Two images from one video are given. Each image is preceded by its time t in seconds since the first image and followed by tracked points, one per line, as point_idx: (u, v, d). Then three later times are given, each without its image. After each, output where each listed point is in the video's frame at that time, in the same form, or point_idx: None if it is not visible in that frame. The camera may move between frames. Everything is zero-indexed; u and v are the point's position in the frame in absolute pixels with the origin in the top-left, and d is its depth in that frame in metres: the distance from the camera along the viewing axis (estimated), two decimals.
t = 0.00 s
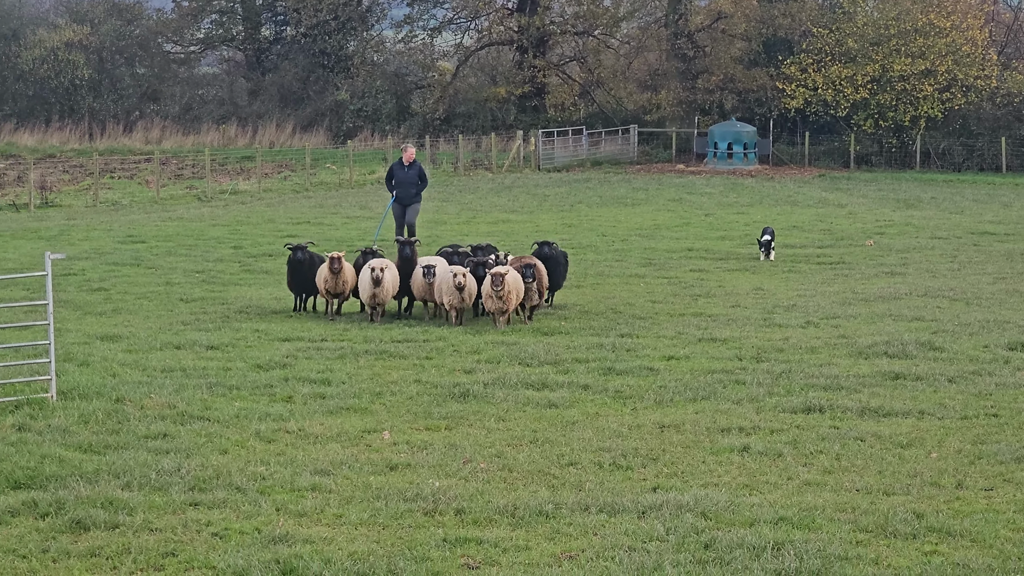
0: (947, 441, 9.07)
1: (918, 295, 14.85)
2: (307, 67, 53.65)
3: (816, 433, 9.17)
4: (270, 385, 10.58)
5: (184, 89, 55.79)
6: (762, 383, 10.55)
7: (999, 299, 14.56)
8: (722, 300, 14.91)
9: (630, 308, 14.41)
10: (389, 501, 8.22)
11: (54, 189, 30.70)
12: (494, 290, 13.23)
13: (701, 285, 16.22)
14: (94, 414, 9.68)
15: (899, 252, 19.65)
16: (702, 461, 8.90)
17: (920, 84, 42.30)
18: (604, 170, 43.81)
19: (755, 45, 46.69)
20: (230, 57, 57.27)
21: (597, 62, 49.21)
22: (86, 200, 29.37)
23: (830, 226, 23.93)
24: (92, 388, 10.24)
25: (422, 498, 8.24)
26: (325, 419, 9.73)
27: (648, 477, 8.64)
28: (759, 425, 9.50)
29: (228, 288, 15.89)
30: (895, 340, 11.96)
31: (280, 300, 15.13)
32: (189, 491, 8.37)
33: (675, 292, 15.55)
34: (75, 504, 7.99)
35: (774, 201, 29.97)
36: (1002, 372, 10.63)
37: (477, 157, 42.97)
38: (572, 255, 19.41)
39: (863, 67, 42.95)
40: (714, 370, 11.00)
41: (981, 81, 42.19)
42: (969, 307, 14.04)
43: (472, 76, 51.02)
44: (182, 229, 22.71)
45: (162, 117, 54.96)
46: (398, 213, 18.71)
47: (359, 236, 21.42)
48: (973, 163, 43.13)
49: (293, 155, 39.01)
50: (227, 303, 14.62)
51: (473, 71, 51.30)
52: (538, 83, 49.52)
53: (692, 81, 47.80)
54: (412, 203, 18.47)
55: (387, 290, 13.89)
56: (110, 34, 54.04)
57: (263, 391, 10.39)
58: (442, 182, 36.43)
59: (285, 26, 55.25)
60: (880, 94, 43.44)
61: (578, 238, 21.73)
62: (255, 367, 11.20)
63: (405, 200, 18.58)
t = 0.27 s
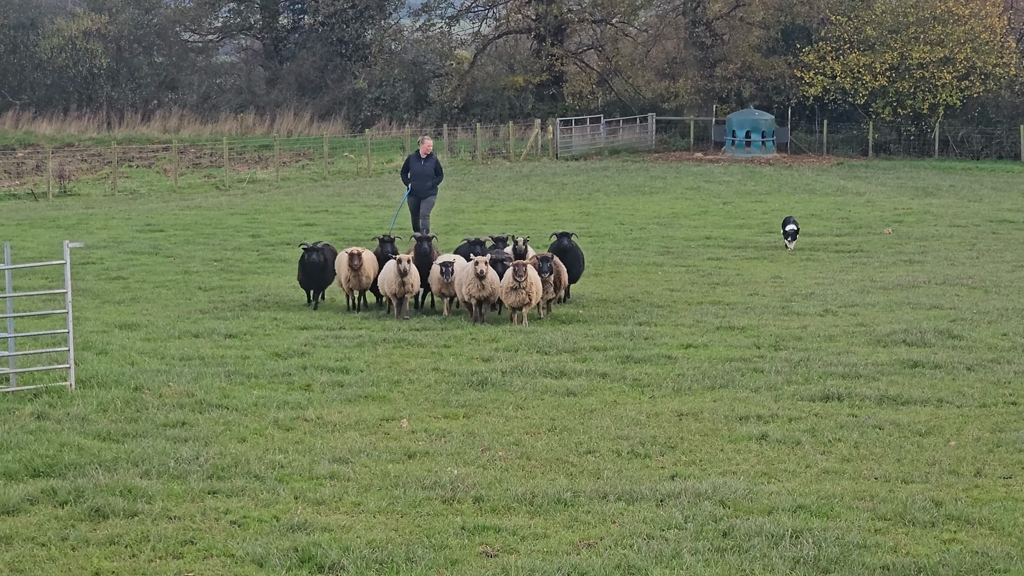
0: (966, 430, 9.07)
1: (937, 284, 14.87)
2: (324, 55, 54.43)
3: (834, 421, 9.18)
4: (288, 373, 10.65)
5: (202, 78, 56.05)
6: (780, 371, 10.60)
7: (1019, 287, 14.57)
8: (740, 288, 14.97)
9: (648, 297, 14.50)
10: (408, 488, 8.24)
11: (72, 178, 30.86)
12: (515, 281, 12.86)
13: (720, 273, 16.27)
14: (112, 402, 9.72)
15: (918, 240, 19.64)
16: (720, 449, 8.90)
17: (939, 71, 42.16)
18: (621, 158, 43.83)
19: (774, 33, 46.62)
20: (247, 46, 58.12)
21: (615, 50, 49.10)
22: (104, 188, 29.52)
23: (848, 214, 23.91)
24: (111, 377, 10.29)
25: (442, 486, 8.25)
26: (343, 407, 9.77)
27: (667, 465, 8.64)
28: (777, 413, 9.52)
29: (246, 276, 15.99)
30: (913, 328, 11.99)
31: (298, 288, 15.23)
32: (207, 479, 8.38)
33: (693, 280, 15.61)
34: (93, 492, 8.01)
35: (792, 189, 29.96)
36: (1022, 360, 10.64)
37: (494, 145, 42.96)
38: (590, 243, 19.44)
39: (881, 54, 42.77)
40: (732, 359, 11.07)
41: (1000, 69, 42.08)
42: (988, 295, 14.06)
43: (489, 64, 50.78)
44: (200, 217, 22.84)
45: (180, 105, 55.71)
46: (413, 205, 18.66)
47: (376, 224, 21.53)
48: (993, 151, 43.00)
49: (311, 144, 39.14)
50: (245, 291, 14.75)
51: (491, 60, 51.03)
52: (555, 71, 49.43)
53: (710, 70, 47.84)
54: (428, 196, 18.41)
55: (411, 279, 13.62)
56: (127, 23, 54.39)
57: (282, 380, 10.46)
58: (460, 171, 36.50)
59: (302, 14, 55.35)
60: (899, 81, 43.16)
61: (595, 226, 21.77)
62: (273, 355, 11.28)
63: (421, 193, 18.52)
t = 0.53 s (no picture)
0: (981, 417, 9.07)
1: (952, 271, 14.88)
2: (338, 44, 54.40)
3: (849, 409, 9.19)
4: (304, 361, 10.72)
5: (216, 66, 56.74)
6: (794, 359, 10.63)
7: None
8: (755, 276, 15.00)
9: (663, 285, 14.54)
10: (423, 476, 8.26)
11: (87, 167, 31.04)
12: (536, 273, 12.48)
13: (735, 261, 16.29)
14: (128, 390, 9.75)
15: (933, 228, 19.61)
16: (735, 437, 8.91)
17: (954, 59, 41.68)
18: (635, 146, 43.85)
19: (789, 20, 46.43)
20: (262, 35, 58.33)
21: (629, 38, 49.00)
22: (120, 176, 29.68)
23: (863, 202, 23.89)
24: (126, 365, 10.33)
25: (457, 473, 8.27)
26: (358, 395, 9.80)
27: (682, 453, 8.64)
28: (792, 400, 9.54)
29: (261, 264, 16.07)
30: (928, 316, 12.01)
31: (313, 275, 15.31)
32: (222, 467, 8.40)
33: (708, 268, 15.64)
34: (109, 480, 8.03)
35: (807, 176, 29.93)
36: None
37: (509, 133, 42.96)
38: (605, 231, 19.46)
39: (896, 42, 42.55)
40: (747, 346, 11.11)
41: (1016, 56, 41.52)
42: (1003, 283, 14.07)
43: (503, 52, 50.46)
44: (215, 205, 22.92)
45: (194, 94, 55.95)
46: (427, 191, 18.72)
47: (391, 212, 21.59)
48: (1009, 139, 43.40)
49: (326, 132, 39.24)
50: (260, 280, 14.83)
51: (505, 48, 50.80)
52: (570, 59, 49.32)
53: (725, 57, 47.77)
54: (442, 180, 18.48)
55: (436, 268, 13.33)
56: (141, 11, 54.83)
57: (297, 367, 10.51)
58: (475, 159, 36.54)
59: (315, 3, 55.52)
60: (914, 69, 42.94)
61: (609, 214, 21.79)
62: (288, 344, 11.34)
63: (434, 178, 18.58)
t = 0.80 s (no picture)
0: (988, 406, 9.07)
1: (960, 261, 14.87)
2: (345, 33, 54.68)
3: (856, 398, 9.18)
4: (310, 350, 10.75)
5: (223, 56, 56.55)
6: (801, 347, 10.65)
7: None
8: (762, 265, 14.99)
9: (670, 274, 14.53)
10: (430, 464, 8.26)
11: (94, 156, 31.07)
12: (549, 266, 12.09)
13: (742, 251, 16.27)
14: (134, 379, 9.77)
15: (940, 217, 19.58)
16: (742, 426, 8.91)
17: (961, 48, 41.41)
18: (642, 136, 43.76)
19: (796, 9, 46.25)
20: (269, 24, 57.82)
21: (636, 27, 48.85)
22: (127, 166, 29.70)
23: (870, 191, 23.85)
24: (133, 354, 10.36)
25: (463, 462, 8.28)
26: (365, 384, 9.83)
27: (688, 442, 8.65)
28: (799, 389, 9.56)
29: (268, 254, 16.09)
30: (935, 305, 12.01)
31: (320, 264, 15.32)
32: (229, 456, 8.41)
33: (715, 258, 15.62)
34: (116, 469, 8.04)
35: (815, 165, 29.87)
36: None
37: (516, 122, 42.89)
38: (612, 220, 19.43)
39: (904, 31, 42.49)
40: (753, 335, 11.13)
41: None
42: (1011, 272, 14.06)
43: (510, 41, 50.28)
44: (222, 194, 22.93)
45: (201, 84, 56.09)
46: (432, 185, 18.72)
47: (397, 201, 21.59)
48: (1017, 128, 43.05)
49: (333, 122, 39.25)
50: (267, 269, 14.86)
51: (512, 37, 50.53)
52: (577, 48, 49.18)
53: (731, 46, 47.40)
54: (447, 175, 18.49)
55: (454, 269, 12.78)
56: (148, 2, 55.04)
57: (303, 356, 10.54)
58: (481, 148, 36.53)
59: None
60: (921, 58, 42.79)
61: (616, 203, 21.77)
62: (295, 333, 11.36)
63: (439, 172, 18.58)
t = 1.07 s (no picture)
0: (985, 393, 9.08)
1: (957, 248, 14.89)
2: (343, 20, 55.70)
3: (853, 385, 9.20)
4: (307, 338, 10.76)
5: (221, 43, 57.35)
6: (798, 334, 10.67)
7: None
8: (759, 253, 15.01)
9: (667, 261, 14.53)
10: (427, 451, 8.27)
11: (92, 143, 31.06)
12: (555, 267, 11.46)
13: (740, 238, 16.28)
14: (132, 366, 9.78)
15: (938, 204, 19.59)
16: (739, 413, 8.92)
17: (959, 35, 41.89)
18: (639, 123, 43.77)
19: None
20: (266, 11, 58.78)
21: (634, 14, 48.81)
22: (124, 153, 29.64)
23: (867, 178, 23.87)
24: (130, 341, 10.37)
25: (460, 449, 8.29)
26: (362, 371, 9.84)
27: (685, 429, 8.65)
28: (796, 376, 9.57)
29: (265, 241, 16.10)
30: (933, 292, 12.03)
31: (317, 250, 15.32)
32: (226, 443, 8.41)
33: (713, 245, 15.63)
34: (113, 456, 8.04)
35: (813, 153, 29.88)
36: None
37: (514, 110, 42.80)
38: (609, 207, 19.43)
39: (902, 18, 42.75)
40: (750, 323, 11.15)
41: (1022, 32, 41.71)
42: (1008, 260, 14.08)
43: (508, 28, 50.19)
44: (219, 181, 22.94)
45: (199, 70, 56.58)
46: (429, 170, 18.69)
47: (395, 189, 21.60)
48: (1014, 115, 43.33)
49: (330, 109, 39.30)
50: (265, 256, 14.86)
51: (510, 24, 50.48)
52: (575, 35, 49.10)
53: (729, 33, 47.33)
54: (444, 159, 18.44)
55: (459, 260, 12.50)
56: None
57: (301, 344, 10.56)
58: (480, 135, 36.57)
59: None
60: (919, 45, 43.05)
61: (614, 190, 21.77)
62: (293, 320, 11.38)
63: (436, 157, 18.54)
